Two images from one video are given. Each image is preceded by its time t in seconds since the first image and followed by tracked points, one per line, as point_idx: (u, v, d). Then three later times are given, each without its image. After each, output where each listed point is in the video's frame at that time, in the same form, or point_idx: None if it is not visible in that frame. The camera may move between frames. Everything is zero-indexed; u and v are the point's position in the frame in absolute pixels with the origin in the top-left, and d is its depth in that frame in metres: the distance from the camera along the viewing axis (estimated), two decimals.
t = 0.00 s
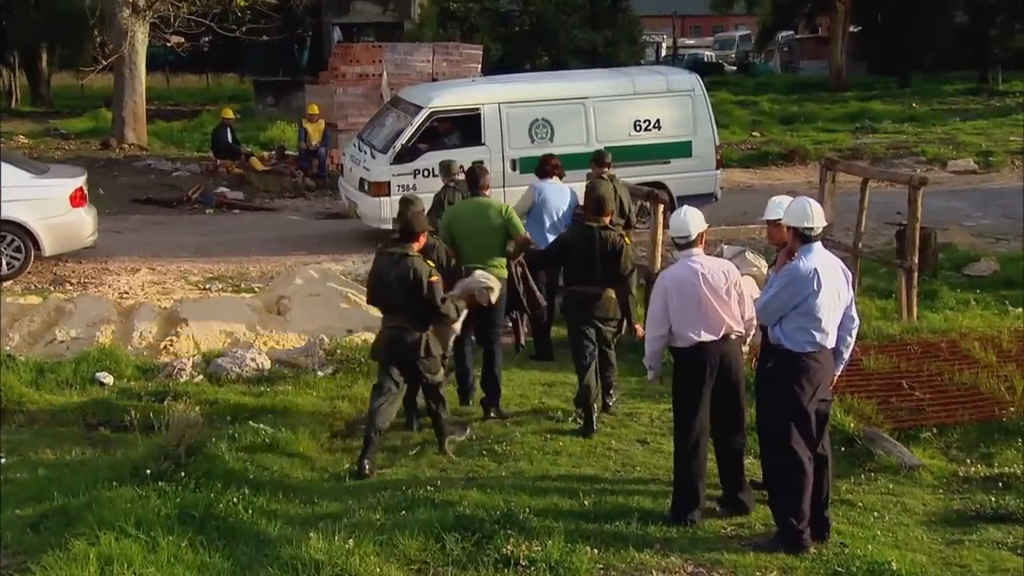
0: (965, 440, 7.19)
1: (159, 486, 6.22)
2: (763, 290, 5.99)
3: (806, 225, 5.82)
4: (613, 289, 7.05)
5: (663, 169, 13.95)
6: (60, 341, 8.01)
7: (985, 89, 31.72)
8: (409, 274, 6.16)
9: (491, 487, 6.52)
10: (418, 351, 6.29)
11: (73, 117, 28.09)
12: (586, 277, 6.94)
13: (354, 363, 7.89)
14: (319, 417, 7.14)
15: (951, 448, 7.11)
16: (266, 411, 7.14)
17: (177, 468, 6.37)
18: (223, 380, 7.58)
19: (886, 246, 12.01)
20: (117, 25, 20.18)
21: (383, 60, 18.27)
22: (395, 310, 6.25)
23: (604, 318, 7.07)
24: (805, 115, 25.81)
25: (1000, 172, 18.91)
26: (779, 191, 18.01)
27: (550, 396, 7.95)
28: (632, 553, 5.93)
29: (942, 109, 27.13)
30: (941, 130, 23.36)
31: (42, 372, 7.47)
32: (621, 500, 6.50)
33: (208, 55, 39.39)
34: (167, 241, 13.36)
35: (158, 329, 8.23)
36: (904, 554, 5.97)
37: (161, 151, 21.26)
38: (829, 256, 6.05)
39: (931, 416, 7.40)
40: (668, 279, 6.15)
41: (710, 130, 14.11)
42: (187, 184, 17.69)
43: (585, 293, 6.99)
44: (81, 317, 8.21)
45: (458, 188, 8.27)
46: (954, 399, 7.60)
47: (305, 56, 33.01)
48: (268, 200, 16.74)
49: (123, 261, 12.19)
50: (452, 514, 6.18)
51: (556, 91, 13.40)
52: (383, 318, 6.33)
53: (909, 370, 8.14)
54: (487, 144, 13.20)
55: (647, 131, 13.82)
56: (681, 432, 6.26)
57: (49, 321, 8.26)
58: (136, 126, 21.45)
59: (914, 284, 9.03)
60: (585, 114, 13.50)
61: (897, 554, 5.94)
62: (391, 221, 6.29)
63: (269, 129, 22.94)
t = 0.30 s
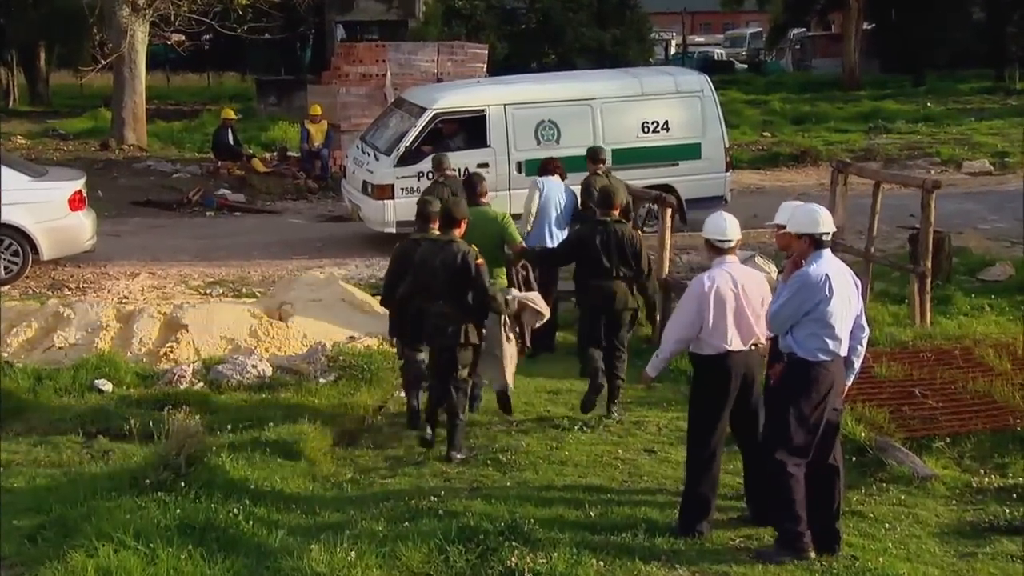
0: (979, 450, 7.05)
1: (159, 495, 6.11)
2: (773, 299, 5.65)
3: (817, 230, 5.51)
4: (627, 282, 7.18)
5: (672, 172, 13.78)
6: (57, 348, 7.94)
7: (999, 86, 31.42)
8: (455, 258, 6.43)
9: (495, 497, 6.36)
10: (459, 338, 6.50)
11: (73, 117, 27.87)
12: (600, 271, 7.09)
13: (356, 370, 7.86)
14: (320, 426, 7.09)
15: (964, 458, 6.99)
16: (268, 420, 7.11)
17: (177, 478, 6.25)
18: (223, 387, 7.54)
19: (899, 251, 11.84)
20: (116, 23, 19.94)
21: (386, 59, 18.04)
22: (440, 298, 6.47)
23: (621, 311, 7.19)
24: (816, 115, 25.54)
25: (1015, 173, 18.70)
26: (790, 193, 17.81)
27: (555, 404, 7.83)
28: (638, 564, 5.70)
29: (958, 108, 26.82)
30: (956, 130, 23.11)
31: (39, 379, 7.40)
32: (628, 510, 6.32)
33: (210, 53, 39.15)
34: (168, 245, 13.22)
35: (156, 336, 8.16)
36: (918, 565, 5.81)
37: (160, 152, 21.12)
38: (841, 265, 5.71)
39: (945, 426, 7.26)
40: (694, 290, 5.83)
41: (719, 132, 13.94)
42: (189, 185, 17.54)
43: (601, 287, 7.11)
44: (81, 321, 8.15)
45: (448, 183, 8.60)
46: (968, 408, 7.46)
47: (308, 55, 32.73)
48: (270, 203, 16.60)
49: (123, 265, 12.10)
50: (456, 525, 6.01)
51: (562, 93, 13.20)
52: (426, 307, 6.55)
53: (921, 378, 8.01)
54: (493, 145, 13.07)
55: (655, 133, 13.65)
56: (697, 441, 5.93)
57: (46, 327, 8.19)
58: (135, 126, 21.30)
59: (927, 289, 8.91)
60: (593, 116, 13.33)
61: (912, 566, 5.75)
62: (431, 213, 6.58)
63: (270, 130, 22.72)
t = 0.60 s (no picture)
0: (989, 460, 6.93)
1: (155, 506, 6.00)
2: (770, 314, 5.40)
3: (809, 237, 5.30)
4: (629, 284, 7.09)
5: (677, 174, 13.70)
6: (52, 355, 7.84)
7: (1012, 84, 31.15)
8: (485, 264, 6.51)
9: (497, 508, 6.23)
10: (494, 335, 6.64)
11: (71, 117, 27.69)
12: (600, 279, 7.02)
13: (356, 378, 7.76)
14: (318, 435, 6.99)
15: (974, 468, 6.85)
16: (265, 429, 7.02)
17: (173, 489, 6.14)
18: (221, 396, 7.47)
19: (908, 256, 11.70)
20: (112, 23, 19.68)
21: (386, 59, 17.82)
22: (472, 299, 6.59)
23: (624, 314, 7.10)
24: (825, 115, 25.33)
25: None
26: (799, 195, 17.63)
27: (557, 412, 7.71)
28: None
29: (972, 108, 26.53)
30: (967, 131, 22.89)
31: (33, 389, 7.32)
32: (633, 521, 6.17)
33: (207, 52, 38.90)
34: (165, 250, 13.09)
35: (150, 344, 8.06)
36: None
37: (156, 153, 20.99)
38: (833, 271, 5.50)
39: (956, 436, 7.13)
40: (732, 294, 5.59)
41: (724, 133, 13.85)
42: (186, 187, 17.38)
43: (600, 295, 7.03)
44: (76, 329, 8.05)
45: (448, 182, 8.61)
46: (979, 418, 7.35)
47: (307, 53, 32.44)
48: (269, 205, 16.47)
49: (119, 270, 11.97)
50: (456, 536, 5.87)
51: (565, 96, 13.05)
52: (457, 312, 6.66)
53: (931, 387, 7.89)
54: (495, 147, 12.88)
55: (660, 135, 13.55)
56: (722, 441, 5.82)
57: (38, 334, 8.09)
58: (131, 126, 21.19)
59: (937, 295, 8.81)
60: (596, 118, 13.19)
61: None
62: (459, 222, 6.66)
63: (270, 130, 22.55)
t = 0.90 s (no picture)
0: (994, 470, 6.83)
1: (145, 520, 5.87)
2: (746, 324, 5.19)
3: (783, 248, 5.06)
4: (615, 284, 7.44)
5: (678, 179, 13.49)
6: (41, 363, 7.81)
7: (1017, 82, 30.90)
8: (500, 256, 6.82)
9: (493, 520, 6.09)
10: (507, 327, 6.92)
11: (63, 117, 27.46)
12: (588, 277, 7.35)
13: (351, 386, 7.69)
14: (312, 446, 6.91)
15: (979, 479, 6.76)
16: (260, 438, 6.93)
17: (164, 501, 6.03)
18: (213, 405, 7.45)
19: (913, 262, 11.57)
20: (103, 23, 19.51)
21: (381, 61, 17.39)
22: (486, 292, 6.91)
23: (609, 313, 7.44)
24: (829, 116, 25.09)
25: None
26: (800, 199, 17.48)
27: (554, 421, 7.62)
28: None
29: (978, 109, 26.27)
30: (973, 133, 22.69)
31: (20, 398, 7.28)
32: (632, 533, 6.04)
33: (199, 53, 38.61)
34: (157, 255, 12.93)
35: (142, 352, 8.01)
36: None
37: (147, 155, 20.79)
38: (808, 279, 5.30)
39: (960, 445, 7.03)
40: (743, 297, 5.60)
41: (726, 136, 13.60)
42: (178, 189, 17.21)
43: (588, 294, 7.38)
44: (66, 335, 8.02)
45: (443, 184, 9.04)
46: (983, 428, 7.25)
47: (301, 52, 32.14)
48: (261, 209, 16.33)
49: (109, 276, 11.82)
50: (453, 549, 5.72)
51: (564, 98, 12.93)
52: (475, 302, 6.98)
53: (935, 397, 7.78)
54: (492, 150, 12.75)
55: (659, 138, 13.37)
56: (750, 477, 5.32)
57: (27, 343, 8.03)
58: (122, 128, 20.98)
59: (941, 301, 8.70)
60: (595, 120, 13.05)
61: None
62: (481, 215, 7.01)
63: (264, 131, 22.38)
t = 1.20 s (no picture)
0: (997, 481, 6.75)
1: (134, 534, 5.75)
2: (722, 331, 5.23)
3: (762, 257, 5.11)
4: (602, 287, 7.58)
5: (677, 182, 13.35)
6: (28, 372, 7.73)
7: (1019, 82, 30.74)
8: (529, 268, 6.96)
9: (488, 532, 5.97)
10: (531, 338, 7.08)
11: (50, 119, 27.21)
12: (580, 282, 7.48)
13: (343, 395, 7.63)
14: (304, 457, 6.82)
15: (981, 490, 6.67)
16: (249, 450, 6.84)
17: (153, 514, 5.93)
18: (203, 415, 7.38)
19: (914, 267, 11.46)
20: (90, 23, 19.49)
21: (375, 61, 17.31)
22: (512, 301, 7.06)
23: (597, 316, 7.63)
24: (829, 118, 24.92)
25: None
26: (800, 203, 17.35)
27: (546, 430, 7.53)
28: None
29: (981, 110, 26.10)
30: (976, 135, 22.52)
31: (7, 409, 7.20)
32: (627, 545, 5.92)
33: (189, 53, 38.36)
34: (145, 261, 12.77)
35: (131, 361, 7.92)
36: None
37: (136, 158, 20.60)
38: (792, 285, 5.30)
39: (964, 456, 6.94)
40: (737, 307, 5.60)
41: (724, 139, 13.47)
42: (167, 194, 17.05)
43: (580, 298, 7.52)
44: (54, 343, 7.94)
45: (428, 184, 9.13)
46: (986, 438, 7.16)
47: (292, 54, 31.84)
48: (252, 214, 16.19)
49: (97, 283, 11.67)
50: (448, 561, 5.60)
51: (560, 101, 12.81)
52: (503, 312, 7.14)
53: (937, 406, 7.68)
54: (488, 153, 12.60)
55: (657, 141, 13.24)
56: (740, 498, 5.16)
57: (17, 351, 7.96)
58: (110, 131, 20.80)
59: (943, 307, 8.62)
60: (592, 124, 12.93)
61: None
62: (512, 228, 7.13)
63: (255, 134, 22.21)
